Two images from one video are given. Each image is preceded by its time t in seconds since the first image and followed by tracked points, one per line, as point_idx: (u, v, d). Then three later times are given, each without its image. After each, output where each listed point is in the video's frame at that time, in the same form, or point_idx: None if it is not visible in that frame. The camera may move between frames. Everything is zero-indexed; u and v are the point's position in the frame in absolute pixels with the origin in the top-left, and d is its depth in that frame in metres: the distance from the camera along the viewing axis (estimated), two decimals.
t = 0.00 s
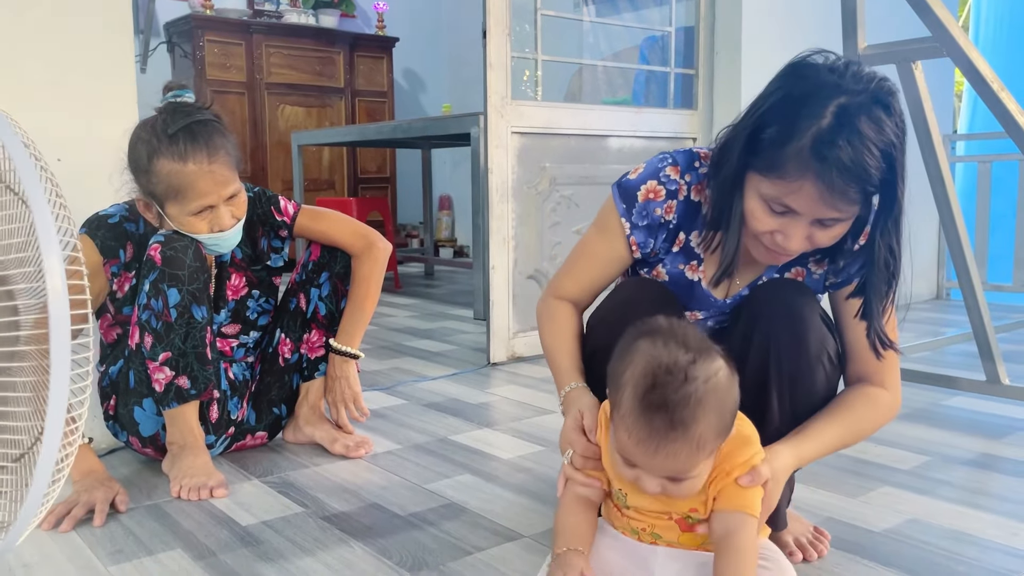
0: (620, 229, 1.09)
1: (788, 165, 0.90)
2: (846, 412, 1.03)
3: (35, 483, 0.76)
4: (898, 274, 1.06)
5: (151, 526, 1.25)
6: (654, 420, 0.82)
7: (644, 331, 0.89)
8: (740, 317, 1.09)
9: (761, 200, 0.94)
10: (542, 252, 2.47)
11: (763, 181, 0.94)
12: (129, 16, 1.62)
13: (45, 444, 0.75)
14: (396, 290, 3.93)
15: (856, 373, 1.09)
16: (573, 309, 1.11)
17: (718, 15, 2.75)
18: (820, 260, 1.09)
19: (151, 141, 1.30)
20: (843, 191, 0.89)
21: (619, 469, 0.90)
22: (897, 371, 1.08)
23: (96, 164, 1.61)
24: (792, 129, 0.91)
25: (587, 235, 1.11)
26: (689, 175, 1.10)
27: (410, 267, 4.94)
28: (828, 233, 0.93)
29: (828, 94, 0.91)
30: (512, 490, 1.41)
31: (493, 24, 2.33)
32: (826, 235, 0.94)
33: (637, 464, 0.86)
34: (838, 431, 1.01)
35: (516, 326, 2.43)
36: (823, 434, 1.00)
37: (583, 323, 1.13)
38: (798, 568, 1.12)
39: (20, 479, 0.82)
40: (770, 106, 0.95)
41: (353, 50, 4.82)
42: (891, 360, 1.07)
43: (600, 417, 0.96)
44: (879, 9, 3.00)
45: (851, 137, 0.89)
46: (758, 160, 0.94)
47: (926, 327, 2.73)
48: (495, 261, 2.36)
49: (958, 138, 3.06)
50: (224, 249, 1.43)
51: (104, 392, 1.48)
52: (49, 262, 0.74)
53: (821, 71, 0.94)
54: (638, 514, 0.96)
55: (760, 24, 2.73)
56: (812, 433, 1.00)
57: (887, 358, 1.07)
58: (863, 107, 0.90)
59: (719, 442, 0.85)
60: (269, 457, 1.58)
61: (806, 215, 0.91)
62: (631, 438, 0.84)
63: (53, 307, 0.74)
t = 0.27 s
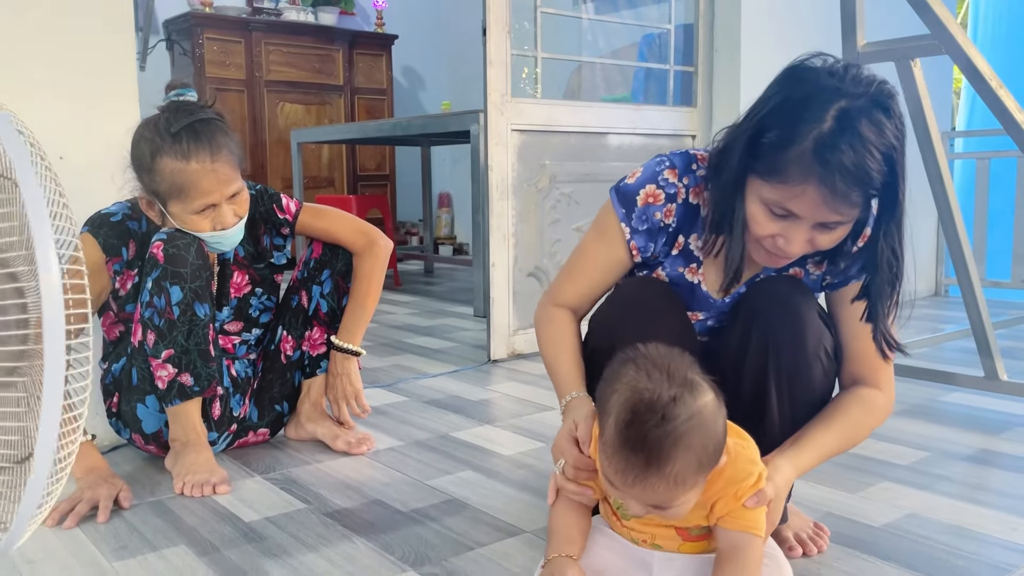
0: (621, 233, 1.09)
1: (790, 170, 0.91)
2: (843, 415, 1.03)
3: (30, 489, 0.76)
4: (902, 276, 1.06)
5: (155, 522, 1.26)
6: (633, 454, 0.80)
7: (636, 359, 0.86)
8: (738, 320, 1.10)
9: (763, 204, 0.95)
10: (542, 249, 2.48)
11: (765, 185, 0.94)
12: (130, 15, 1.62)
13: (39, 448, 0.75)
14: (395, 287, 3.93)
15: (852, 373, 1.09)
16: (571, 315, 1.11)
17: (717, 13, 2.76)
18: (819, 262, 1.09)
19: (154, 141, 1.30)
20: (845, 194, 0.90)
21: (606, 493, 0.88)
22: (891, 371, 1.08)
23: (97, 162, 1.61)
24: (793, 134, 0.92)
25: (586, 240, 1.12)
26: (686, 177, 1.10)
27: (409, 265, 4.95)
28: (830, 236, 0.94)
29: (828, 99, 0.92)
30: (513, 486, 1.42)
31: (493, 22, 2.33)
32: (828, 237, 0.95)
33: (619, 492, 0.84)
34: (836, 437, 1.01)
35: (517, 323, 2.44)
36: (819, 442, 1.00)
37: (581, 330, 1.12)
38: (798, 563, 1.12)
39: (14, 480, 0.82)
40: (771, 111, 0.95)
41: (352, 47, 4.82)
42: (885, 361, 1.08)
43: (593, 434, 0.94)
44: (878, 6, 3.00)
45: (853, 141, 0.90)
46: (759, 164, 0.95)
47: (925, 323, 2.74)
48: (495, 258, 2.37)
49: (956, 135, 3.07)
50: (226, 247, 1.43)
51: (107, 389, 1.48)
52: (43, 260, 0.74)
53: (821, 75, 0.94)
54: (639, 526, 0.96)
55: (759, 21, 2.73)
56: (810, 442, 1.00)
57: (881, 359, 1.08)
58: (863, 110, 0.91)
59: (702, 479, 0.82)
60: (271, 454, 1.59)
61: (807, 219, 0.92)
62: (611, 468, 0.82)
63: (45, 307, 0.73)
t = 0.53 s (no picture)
0: (620, 229, 1.09)
1: (783, 164, 0.91)
2: (838, 410, 1.03)
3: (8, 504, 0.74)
4: (898, 268, 1.07)
5: (154, 517, 1.26)
6: (635, 458, 0.80)
7: (641, 358, 0.86)
8: (736, 315, 1.10)
9: (756, 198, 0.95)
10: (541, 246, 2.48)
11: (758, 179, 0.95)
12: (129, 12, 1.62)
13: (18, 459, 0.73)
14: (395, 285, 3.94)
15: (849, 366, 1.09)
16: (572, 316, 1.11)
17: (716, 9, 2.76)
18: (816, 257, 1.10)
19: (153, 137, 1.30)
20: (839, 188, 0.90)
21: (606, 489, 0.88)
22: (887, 366, 1.08)
23: (97, 159, 1.61)
24: (786, 127, 0.92)
25: (584, 239, 1.12)
26: (683, 173, 1.11)
27: (409, 262, 4.95)
28: (824, 230, 0.95)
29: (821, 92, 0.92)
30: (512, 481, 1.42)
31: (492, 18, 2.34)
32: (823, 231, 0.95)
33: (620, 492, 0.84)
34: (833, 431, 1.01)
35: (516, 320, 2.44)
36: (816, 437, 1.00)
37: (582, 331, 1.12)
38: (795, 556, 1.13)
39: None
40: (765, 104, 0.96)
41: (351, 45, 4.82)
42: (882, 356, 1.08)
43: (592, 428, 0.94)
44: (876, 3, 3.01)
45: (846, 134, 0.90)
46: (752, 158, 0.95)
47: (924, 320, 2.74)
48: (495, 255, 2.37)
49: (955, 132, 3.08)
50: (225, 243, 1.43)
51: (106, 385, 1.49)
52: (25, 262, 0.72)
53: (815, 69, 0.94)
54: (639, 522, 0.97)
55: (758, 18, 2.74)
56: (807, 437, 1.00)
57: (878, 354, 1.08)
58: (856, 104, 0.91)
59: (704, 481, 0.81)
60: (271, 449, 1.59)
61: (802, 213, 0.93)
62: (613, 468, 0.82)
63: (26, 306, 0.72)
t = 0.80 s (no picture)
0: (620, 223, 1.09)
1: (786, 155, 0.91)
2: (834, 407, 1.03)
3: None
4: (891, 268, 1.07)
5: (152, 513, 1.26)
6: (634, 462, 0.79)
7: (639, 361, 0.85)
8: (736, 302, 1.10)
9: (758, 190, 0.95)
10: (540, 243, 2.48)
11: (761, 171, 0.94)
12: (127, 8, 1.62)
13: None
14: (394, 282, 3.94)
15: (846, 364, 1.09)
16: (574, 312, 1.11)
17: (715, 6, 2.75)
18: (816, 252, 1.10)
19: (152, 132, 1.30)
20: (841, 180, 0.90)
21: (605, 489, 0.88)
22: (885, 363, 1.08)
23: (94, 156, 1.61)
24: (790, 119, 0.92)
25: (585, 235, 1.12)
26: (684, 166, 1.10)
27: (409, 260, 4.95)
28: (825, 223, 0.94)
29: (825, 84, 0.92)
30: (510, 477, 1.42)
31: (491, 15, 2.33)
32: (824, 224, 0.95)
33: (619, 494, 0.84)
34: (829, 426, 1.01)
35: (515, 317, 2.44)
36: (812, 432, 1.00)
37: (584, 329, 1.12)
38: (793, 552, 1.13)
39: None
40: (768, 96, 0.95)
41: (351, 42, 4.82)
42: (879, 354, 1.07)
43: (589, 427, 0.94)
44: None
45: (849, 126, 0.90)
46: (756, 149, 0.95)
47: (923, 316, 2.74)
48: (494, 252, 2.37)
49: (955, 129, 3.07)
50: (223, 240, 1.43)
51: (104, 382, 1.49)
52: None
53: (820, 60, 0.94)
54: (634, 521, 0.97)
55: (756, 15, 2.74)
56: (802, 432, 1.00)
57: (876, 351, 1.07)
58: (860, 96, 0.91)
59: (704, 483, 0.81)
60: (269, 446, 1.59)
61: (804, 206, 0.92)
62: (611, 473, 0.82)
63: None
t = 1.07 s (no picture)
0: (621, 221, 1.09)
1: (793, 153, 0.91)
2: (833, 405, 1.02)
3: None
4: (913, 260, 1.06)
5: (152, 513, 1.26)
6: (629, 457, 0.78)
7: (642, 355, 0.84)
8: (739, 301, 1.09)
9: (764, 188, 0.94)
10: (541, 241, 2.47)
11: (767, 169, 0.93)
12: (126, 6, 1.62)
13: None
14: (395, 280, 3.94)
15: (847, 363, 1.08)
16: (576, 311, 1.11)
17: (716, 3, 2.74)
18: (820, 251, 1.10)
19: (151, 131, 1.30)
20: (848, 179, 0.89)
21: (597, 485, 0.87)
22: (886, 362, 1.07)
23: (93, 154, 1.61)
24: (797, 116, 0.91)
25: (587, 233, 1.11)
26: (686, 164, 1.10)
27: (410, 258, 4.95)
28: (830, 223, 0.94)
29: (833, 82, 0.91)
30: (511, 476, 1.42)
31: (491, 12, 2.33)
32: (828, 224, 0.94)
33: (610, 489, 0.82)
34: (828, 426, 1.00)
35: (516, 315, 2.44)
36: (811, 431, 0.99)
37: (587, 328, 1.11)
38: (794, 551, 1.12)
39: None
40: (775, 94, 0.95)
41: (351, 40, 4.81)
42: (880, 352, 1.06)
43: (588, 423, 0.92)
44: None
45: (857, 125, 0.89)
46: (762, 147, 0.94)
47: (925, 314, 2.73)
48: (495, 250, 2.36)
49: (957, 126, 3.06)
50: (222, 239, 1.43)
51: (104, 381, 1.48)
52: None
53: (828, 58, 0.93)
54: (631, 524, 0.96)
55: (757, 13, 2.73)
56: (801, 432, 0.99)
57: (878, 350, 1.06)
58: (869, 95, 0.90)
59: (697, 483, 0.80)
60: (269, 444, 1.59)
61: (810, 204, 0.92)
62: (604, 466, 0.80)
63: None
